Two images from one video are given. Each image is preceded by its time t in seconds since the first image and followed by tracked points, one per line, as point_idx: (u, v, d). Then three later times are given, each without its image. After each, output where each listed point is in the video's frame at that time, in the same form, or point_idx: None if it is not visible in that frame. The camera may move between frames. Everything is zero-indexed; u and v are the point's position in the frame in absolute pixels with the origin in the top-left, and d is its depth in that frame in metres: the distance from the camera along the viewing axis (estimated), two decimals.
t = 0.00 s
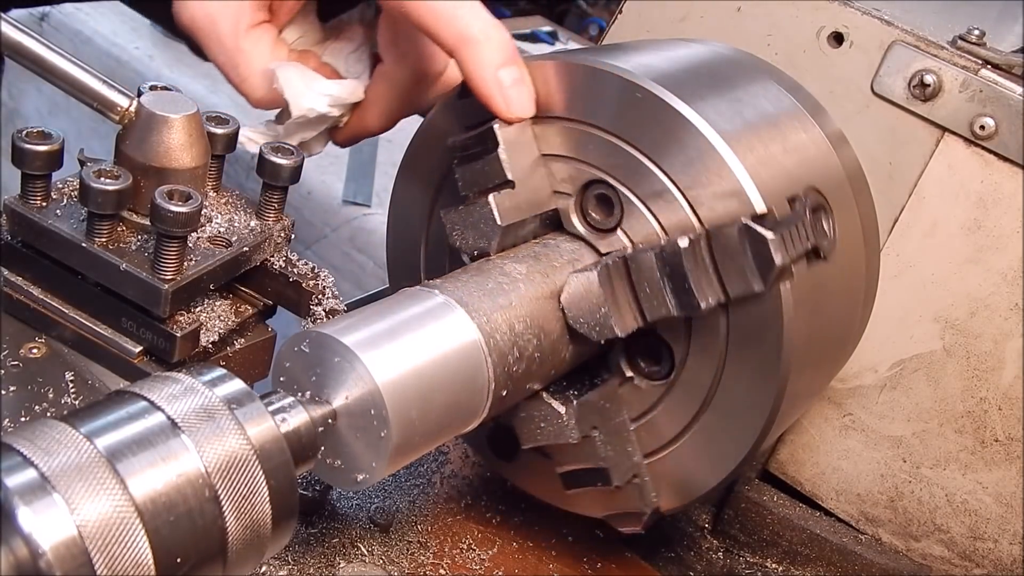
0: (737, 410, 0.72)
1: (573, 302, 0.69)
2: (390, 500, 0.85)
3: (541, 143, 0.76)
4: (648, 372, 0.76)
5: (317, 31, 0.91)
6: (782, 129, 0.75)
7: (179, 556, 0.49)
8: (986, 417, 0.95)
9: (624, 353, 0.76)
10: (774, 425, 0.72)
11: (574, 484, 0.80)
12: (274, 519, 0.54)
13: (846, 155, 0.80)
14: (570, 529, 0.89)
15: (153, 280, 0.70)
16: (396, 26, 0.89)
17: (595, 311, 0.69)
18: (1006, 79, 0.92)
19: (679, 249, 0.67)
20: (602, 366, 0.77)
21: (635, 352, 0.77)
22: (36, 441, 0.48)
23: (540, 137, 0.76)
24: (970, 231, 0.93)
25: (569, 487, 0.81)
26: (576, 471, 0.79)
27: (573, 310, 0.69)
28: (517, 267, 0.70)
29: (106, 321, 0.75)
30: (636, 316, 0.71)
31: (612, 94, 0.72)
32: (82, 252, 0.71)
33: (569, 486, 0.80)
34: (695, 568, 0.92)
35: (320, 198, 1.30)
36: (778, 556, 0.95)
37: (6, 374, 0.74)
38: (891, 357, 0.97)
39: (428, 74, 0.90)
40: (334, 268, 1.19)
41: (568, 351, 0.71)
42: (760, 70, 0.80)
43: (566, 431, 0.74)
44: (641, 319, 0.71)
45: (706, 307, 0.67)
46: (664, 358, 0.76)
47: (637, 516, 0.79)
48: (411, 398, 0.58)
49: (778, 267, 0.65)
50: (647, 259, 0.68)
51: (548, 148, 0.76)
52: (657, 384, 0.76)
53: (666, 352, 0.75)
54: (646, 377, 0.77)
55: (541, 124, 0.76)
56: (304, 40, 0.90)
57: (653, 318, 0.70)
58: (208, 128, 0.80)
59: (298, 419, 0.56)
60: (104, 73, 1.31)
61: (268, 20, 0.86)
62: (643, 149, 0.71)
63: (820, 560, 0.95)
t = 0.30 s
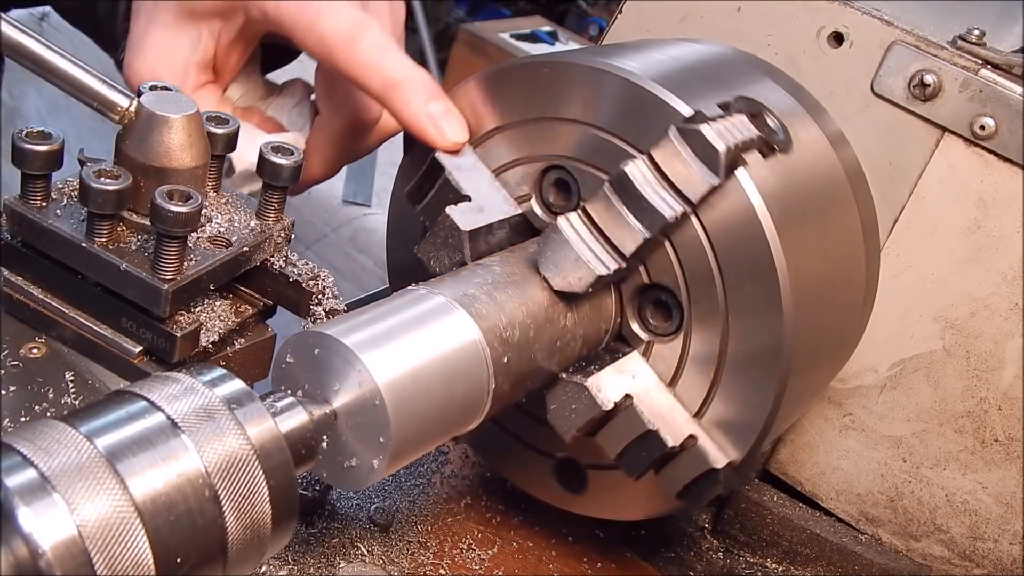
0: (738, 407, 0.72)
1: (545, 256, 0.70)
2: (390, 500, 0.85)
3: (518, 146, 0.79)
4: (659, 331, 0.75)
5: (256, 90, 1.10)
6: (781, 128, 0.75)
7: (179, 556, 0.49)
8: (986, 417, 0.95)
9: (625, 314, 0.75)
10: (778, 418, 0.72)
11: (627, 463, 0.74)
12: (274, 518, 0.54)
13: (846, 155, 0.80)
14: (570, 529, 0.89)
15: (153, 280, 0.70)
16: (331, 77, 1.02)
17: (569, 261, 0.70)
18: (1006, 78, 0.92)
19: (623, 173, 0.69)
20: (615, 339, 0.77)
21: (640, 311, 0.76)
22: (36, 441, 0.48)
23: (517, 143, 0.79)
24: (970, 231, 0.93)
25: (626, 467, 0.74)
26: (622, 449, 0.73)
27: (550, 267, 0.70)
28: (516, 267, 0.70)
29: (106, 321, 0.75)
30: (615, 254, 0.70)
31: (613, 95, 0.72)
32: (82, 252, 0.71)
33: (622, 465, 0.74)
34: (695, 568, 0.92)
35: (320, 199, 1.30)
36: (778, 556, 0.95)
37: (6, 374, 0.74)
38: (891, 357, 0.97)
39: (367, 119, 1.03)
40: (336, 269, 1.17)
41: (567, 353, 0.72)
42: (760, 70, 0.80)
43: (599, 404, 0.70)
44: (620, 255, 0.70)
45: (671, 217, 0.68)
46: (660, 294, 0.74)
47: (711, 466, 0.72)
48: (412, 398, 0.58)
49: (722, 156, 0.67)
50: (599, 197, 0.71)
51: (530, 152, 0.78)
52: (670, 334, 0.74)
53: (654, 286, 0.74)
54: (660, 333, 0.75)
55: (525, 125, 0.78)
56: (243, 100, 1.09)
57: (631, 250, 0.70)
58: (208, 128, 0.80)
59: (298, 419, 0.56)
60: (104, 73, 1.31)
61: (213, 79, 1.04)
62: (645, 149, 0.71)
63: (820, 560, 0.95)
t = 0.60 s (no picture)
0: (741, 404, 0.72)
1: (519, 242, 0.71)
2: (390, 500, 0.85)
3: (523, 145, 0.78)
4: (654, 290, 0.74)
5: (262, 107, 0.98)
6: (781, 127, 0.75)
7: (179, 556, 0.49)
8: (986, 417, 0.95)
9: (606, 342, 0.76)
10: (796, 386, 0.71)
11: (665, 417, 0.71)
12: (274, 518, 0.54)
13: (846, 155, 0.80)
14: (570, 529, 0.89)
15: (153, 279, 0.70)
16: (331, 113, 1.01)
17: (536, 243, 0.70)
18: (1006, 78, 0.92)
19: (559, 141, 0.71)
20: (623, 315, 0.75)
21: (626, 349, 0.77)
22: (36, 442, 0.48)
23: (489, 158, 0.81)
24: (970, 231, 0.93)
25: (666, 419, 0.71)
26: (658, 400, 0.70)
27: (526, 253, 0.71)
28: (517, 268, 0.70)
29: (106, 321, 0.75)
30: (579, 212, 0.70)
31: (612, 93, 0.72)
32: (82, 252, 0.71)
33: (661, 419, 0.71)
34: (695, 568, 0.92)
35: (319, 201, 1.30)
36: (778, 556, 0.95)
37: (7, 374, 0.74)
38: (891, 357, 0.97)
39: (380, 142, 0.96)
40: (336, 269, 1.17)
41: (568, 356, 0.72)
42: (759, 70, 0.80)
43: (611, 358, 0.68)
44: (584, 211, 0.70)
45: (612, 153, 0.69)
46: (643, 246, 0.74)
47: (751, 391, 0.69)
48: (411, 398, 0.58)
49: (638, 84, 0.68)
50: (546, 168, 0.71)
51: (511, 162, 0.79)
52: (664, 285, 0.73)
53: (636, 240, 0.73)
54: (654, 288, 0.74)
55: (514, 128, 0.79)
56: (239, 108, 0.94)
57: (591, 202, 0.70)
58: (208, 128, 0.80)
59: (298, 419, 0.56)
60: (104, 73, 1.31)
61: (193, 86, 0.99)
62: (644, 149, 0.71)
63: (820, 560, 0.95)
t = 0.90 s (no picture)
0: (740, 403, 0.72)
1: (505, 238, 0.71)
2: (390, 500, 0.85)
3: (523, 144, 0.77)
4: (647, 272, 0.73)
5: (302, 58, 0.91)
6: (781, 127, 0.75)
7: (179, 556, 0.49)
8: (986, 417, 0.95)
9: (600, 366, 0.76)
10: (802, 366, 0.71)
11: (677, 395, 0.69)
12: (274, 518, 0.54)
13: (846, 154, 0.80)
14: (570, 529, 0.89)
15: (153, 279, 0.70)
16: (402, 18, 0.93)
17: (522, 235, 0.70)
18: (1006, 78, 0.92)
19: (531, 132, 0.71)
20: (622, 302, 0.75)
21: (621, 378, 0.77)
22: (36, 442, 0.48)
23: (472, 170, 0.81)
24: (970, 231, 0.93)
25: (677, 395, 0.69)
26: (665, 376, 0.69)
27: (514, 247, 0.70)
28: (516, 267, 0.70)
29: (106, 321, 0.75)
30: (558, 199, 0.71)
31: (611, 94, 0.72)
32: (82, 252, 0.71)
33: (672, 396, 0.69)
34: (695, 568, 0.92)
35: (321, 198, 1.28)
36: (778, 556, 0.95)
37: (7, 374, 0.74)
38: (891, 357, 0.97)
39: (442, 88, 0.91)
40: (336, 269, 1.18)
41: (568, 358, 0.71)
42: (759, 70, 0.80)
43: (611, 335, 0.67)
44: (564, 195, 0.71)
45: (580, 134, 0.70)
46: (631, 228, 0.74)
47: (757, 349, 0.67)
48: (410, 396, 0.58)
49: (597, 67, 0.69)
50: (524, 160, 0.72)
51: (491, 172, 0.80)
52: (655, 265, 0.72)
53: (625, 223, 0.73)
54: (646, 269, 0.73)
55: (489, 137, 0.79)
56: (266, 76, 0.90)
57: (569, 186, 0.70)
58: (208, 128, 0.80)
59: (298, 419, 0.56)
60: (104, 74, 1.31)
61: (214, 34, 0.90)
62: (644, 149, 0.71)
63: (820, 560, 0.95)
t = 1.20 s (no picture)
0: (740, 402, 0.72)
1: (506, 238, 0.70)
2: (390, 500, 0.85)
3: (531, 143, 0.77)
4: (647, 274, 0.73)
5: None
6: (781, 127, 0.75)
7: (178, 556, 0.49)
8: (986, 417, 0.95)
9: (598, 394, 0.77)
10: (802, 368, 0.70)
11: (677, 397, 0.69)
12: (274, 518, 0.54)
13: (846, 155, 0.80)
14: (570, 529, 0.89)
15: (153, 279, 0.70)
16: None
17: (522, 235, 0.70)
18: (1006, 78, 0.92)
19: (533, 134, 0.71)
20: (622, 302, 0.74)
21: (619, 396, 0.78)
22: (36, 442, 0.48)
23: (472, 170, 0.81)
24: (970, 231, 0.93)
25: (677, 396, 0.69)
26: (665, 377, 0.69)
27: (514, 247, 0.70)
28: (516, 267, 0.70)
29: (106, 321, 0.75)
30: (560, 200, 0.71)
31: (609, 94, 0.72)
32: (81, 252, 0.71)
33: (672, 396, 0.69)
34: (695, 568, 0.92)
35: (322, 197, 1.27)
36: (778, 556, 0.95)
37: (7, 374, 0.74)
38: (891, 357, 0.97)
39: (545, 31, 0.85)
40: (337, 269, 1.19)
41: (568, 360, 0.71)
42: (759, 70, 0.80)
43: (611, 336, 0.67)
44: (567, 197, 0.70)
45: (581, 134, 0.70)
46: (632, 228, 0.73)
47: (756, 351, 0.67)
48: (410, 396, 0.58)
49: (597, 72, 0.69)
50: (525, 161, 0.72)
51: (491, 173, 0.80)
52: (655, 266, 0.72)
53: (625, 223, 0.73)
54: (646, 270, 0.73)
55: (488, 139, 0.79)
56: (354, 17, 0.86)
57: (569, 187, 0.70)
58: (208, 128, 0.80)
59: (298, 419, 0.57)
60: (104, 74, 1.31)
61: None
62: (643, 149, 0.71)
63: (820, 560, 0.95)
